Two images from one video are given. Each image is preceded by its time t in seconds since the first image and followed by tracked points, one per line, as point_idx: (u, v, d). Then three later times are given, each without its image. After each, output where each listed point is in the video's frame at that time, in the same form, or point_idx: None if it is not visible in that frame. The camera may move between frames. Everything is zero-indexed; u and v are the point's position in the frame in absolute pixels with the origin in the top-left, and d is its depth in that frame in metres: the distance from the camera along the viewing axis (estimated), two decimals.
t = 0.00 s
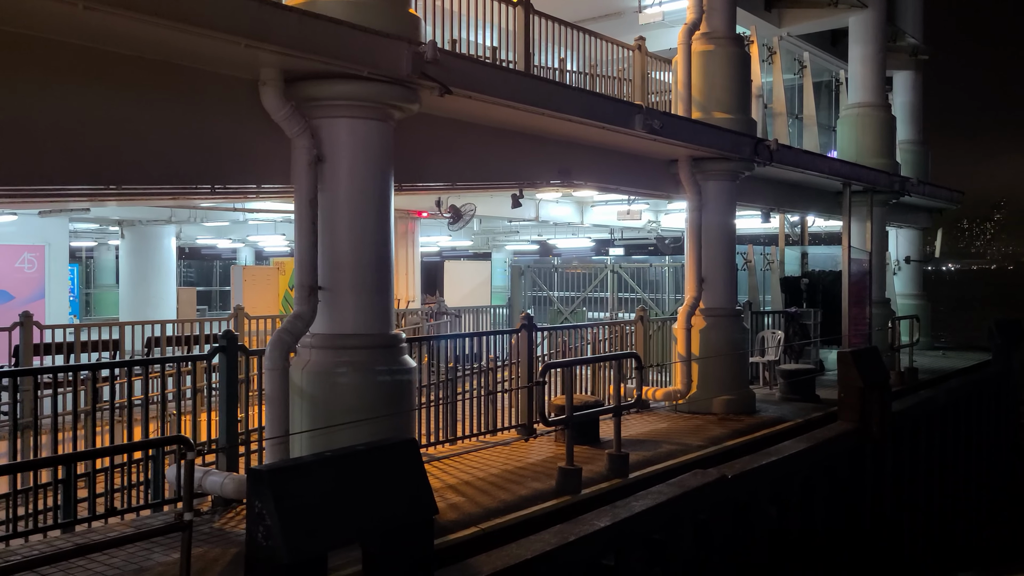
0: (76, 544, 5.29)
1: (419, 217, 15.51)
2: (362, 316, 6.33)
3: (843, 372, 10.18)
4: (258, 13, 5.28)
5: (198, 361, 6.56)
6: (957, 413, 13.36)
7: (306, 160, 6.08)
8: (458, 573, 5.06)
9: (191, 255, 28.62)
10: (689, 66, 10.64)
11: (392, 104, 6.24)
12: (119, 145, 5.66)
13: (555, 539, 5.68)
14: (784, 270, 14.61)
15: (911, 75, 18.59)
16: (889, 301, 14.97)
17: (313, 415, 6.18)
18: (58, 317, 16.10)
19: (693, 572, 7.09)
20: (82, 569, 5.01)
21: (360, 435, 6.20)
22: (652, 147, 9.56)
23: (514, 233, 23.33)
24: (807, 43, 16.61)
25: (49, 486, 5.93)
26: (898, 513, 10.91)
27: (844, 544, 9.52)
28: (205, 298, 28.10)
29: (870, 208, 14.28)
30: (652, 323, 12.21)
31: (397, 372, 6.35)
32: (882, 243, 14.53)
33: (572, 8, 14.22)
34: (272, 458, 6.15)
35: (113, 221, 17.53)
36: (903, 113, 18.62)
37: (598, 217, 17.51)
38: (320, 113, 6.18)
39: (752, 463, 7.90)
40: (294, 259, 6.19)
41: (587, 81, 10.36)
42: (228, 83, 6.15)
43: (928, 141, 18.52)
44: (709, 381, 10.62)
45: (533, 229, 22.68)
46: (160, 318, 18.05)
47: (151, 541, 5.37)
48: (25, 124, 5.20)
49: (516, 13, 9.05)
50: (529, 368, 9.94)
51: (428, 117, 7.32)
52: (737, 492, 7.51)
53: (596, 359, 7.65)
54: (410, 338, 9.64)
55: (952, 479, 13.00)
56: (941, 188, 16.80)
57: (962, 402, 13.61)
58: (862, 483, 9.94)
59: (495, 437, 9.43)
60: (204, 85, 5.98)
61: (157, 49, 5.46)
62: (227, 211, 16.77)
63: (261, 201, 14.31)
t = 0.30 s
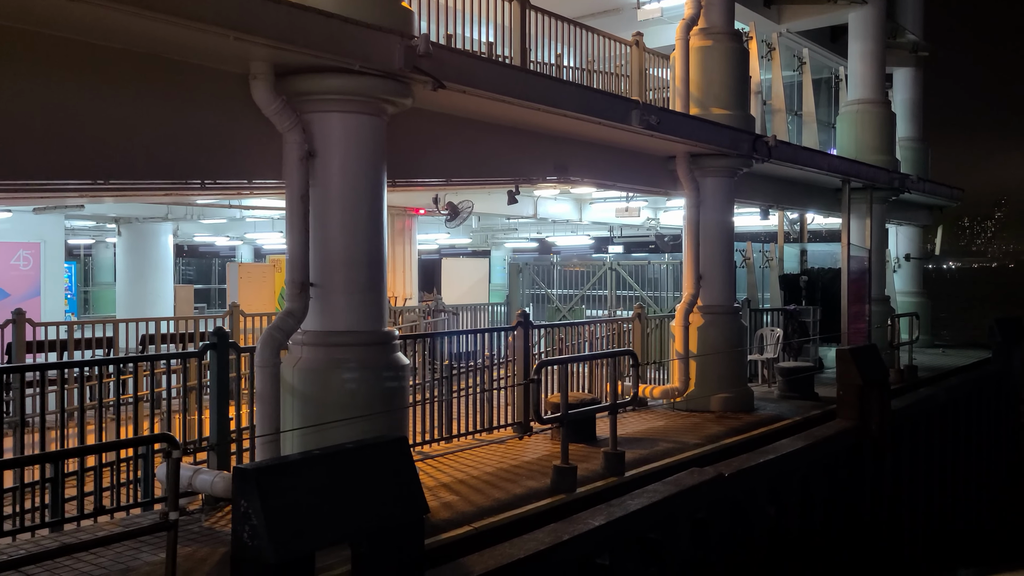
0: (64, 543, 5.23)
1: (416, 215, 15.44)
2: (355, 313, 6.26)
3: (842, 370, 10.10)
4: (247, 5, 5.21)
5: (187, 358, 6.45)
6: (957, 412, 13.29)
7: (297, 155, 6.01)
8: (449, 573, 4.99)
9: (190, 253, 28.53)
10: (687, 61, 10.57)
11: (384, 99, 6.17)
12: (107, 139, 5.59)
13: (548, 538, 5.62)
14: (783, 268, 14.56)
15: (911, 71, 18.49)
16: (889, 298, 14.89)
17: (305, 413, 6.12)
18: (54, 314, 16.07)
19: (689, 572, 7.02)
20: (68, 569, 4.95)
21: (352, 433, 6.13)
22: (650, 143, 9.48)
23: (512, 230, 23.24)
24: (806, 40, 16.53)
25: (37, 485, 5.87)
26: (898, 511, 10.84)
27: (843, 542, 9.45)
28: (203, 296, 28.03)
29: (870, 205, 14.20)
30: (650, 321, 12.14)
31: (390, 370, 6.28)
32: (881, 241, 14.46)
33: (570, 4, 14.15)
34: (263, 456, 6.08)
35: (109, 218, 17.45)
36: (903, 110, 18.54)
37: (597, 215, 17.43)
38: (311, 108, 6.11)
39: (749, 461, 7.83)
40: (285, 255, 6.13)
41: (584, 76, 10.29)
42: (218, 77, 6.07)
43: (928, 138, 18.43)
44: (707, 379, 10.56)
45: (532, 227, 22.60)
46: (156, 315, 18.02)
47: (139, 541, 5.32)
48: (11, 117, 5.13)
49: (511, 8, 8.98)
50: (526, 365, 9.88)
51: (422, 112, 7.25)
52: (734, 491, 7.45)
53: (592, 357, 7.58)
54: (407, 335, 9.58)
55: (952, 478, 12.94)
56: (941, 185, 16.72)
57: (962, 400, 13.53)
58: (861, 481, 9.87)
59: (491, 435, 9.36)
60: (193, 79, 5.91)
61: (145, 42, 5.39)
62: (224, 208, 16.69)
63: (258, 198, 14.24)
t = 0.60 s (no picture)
0: (50, 540, 5.18)
1: (413, 210, 15.36)
2: (346, 308, 6.19)
3: (840, 364, 10.04)
4: None
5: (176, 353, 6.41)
6: (956, 407, 13.23)
7: (287, 148, 5.94)
8: (440, 570, 4.93)
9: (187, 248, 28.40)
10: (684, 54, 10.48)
11: (375, 91, 6.09)
12: (94, 131, 5.50)
13: (541, 535, 5.55)
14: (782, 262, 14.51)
15: (911, 65, 18.38)
16: (887, 293, 14.80)
17: (294, 408, 6.06)
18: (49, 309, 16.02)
19: (683, 569, 6.96)
20: (53, 566, 4.89)
21: (343, 429, 6.07)
22: (647, 136, 9.39)
23: (511, 225, 23.15)
24: (806, 33, 16.44)
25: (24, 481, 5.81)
26: (895, 506, 10.78)
27: (840, 538, 9.39)
28: (201, 291, 27.95)
29: (869, 199, 14.11)
30: (647, 316, 12.08)
31: (382, 365, 6.21)
32: (881, 235, 14.39)
33: None
34: (253, 452, 6.01)
35: (105, 213, 17.37)
36: (903, 104, 18.46)
37: (594, 210, 17.34)
38: (301, 99, 6.03)
39: (746, 457, 7.76)
40: (274, 249, 6.05)
41: (580, 69, 10.20)
42: (205, 68, 6.00)
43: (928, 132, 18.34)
44: (704, 374, 10.49)
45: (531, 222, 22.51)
46: (153, 310, 17.98)
47: (127, 538, 5.25)
48: None
49: None
50: (521, 359, 9.82)
51: (415, 104, 7.17)
52: (730, 487, 7.38)
53: (587, 352, 7.50)
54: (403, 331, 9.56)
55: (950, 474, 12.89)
56: (940, 180, 16.63)
57: (960, 395, 13.46)
58: (859, 476, 9.80)
59: (487, 430, 9.32)
60: (179, 71, 5.83)
61: (129, 31, 5.30)
62: (219, 202, 16.58)
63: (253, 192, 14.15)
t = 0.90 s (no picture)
0: (36, 540, 5.11)
1: (410, 207, 15.28)
2: (336, 305, 6.12)
3: (839, 362, 9.95)
4: None
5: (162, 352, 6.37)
6: (956, 405, 13.14)
7: (276, 143, 5.86)
8: (429, 571, 4.85)
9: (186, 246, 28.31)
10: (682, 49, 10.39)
11: (366, 85, 6.01)
12: (78, 125, 5.42)
13: (533, 535, 5.47)
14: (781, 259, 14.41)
15: (911, 62, 18.29)
16: (887, 291, 14.69)
17: (284, 406, 5.98)
18: (45, 307, 15.94)
19: (679, 569, 6.88)
20: (37, 567, 4.82)
21: (334, 428, 5.99)
22: (643, 132, 9.31)
23: (509, 223, 23.06)
24: (805, 29, 16.34)
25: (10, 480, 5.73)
26: (894, 505, 10.70)
27: (838, 537, 9.31)
28: (200, 289, 27.89)
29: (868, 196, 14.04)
30: (645, 313, 12.00)
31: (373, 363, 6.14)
32: (880, 232, 14.28)
33: None
34: (242, 450, 5.94)
35: (101, 210, 17.30)
36: (903, 101, 18.37)
37: (593, 206, 17.26)
38: (291, 94, 5.95)
39: (743, 456, 7.68)
40: (264, 245, 5.98)
41: (576, 65, 10.11)
42: (193, 63, 5.92)
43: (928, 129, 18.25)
44: (702, 372, 10.40)
45: (530, 220, 22.41)
46: (149, 307, 17.93)
47: (112, 538, 5.18)
48: None
49: None
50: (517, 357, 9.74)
51: (407, 99, 7.09)
52: (727, 486, 7.30)
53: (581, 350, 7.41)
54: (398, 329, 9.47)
55: (950, 472, 12.80)
56: (941, 176, 16.53)
57: (960, 393, 13.37)
58: (857, 475, 9.72)
59: (482, 429, 9.23)
60: (165, 65, 5.74)
61: (113, 24, 5.22)
62: (216, 200, 16.50)
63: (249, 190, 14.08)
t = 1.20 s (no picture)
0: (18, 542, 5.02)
1: (406, 204, 15.17)
2: (325, 303, 6.04)
3: (836, 361, 9.88)
4: None
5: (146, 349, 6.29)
6: (954, 404, 13.05)
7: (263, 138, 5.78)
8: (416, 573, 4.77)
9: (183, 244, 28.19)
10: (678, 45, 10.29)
11: (355, 79, 5.93)
12: (60, 120, 5.33)
13: (523, 537, 5.39)
14: (779, 258, 14.34)
15: (911, 58, 18.22)
16: (886, 288, 14.58)
17: (271, 405, 5.90)
18: (38, 305, 15.85)
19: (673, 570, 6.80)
20: (17, 569, 4.74)
21: (322, 427, 5.91)
22: (639, 128, 9.22)
23: (507, 221, 22.96)
24: (804, 26, 16.24)
25: None
26: (891, 504, 10.62)
27: (835, 538, 9.22)
28: (197, 288, 27.79)
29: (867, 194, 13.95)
30: (642, 311, 11.91)
31: (363, 362, 6.06)
32: (879, 230, 14.18)
33: None
34: (229, 450, 5.86)
35: (95, 208, 17.22)
36: (902, 98, 18.28)
37: (590, 204, 17.15)
38: (278, 88, 5.88)
39: (738, 455, 7.59)
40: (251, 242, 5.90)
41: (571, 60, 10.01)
42: (178, 57, 5.84)
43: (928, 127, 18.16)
44: (698, 370, 10.31)
45: (528, 217, 22.31)
46: (144, 305, 17.85)
47: (95, 540, 5.10)
48: None
49: None
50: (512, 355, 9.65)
51: (398, 95, 7.00)
52: (722, 486, 7.22)
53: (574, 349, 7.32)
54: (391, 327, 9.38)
55: (947, 470, 12.71)
56: (940, 174, 16.44)
57: (959, 392, 13.28)
58: (855, 474, 9.64)
59: (476, 428, 9.15)
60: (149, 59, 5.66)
61: (95, 16, 5.14)
62: (211, 197, 16.40)
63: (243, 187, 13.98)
